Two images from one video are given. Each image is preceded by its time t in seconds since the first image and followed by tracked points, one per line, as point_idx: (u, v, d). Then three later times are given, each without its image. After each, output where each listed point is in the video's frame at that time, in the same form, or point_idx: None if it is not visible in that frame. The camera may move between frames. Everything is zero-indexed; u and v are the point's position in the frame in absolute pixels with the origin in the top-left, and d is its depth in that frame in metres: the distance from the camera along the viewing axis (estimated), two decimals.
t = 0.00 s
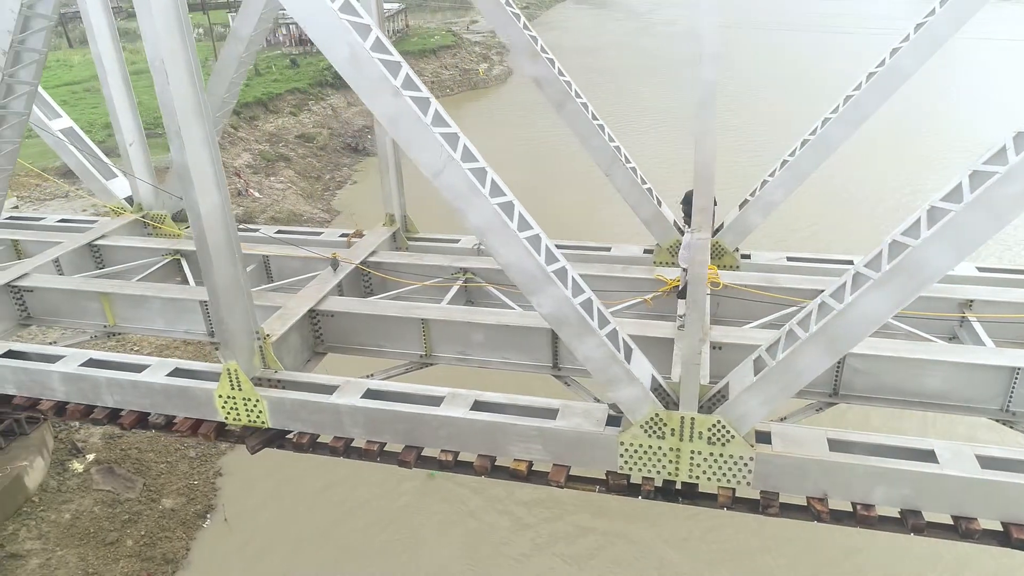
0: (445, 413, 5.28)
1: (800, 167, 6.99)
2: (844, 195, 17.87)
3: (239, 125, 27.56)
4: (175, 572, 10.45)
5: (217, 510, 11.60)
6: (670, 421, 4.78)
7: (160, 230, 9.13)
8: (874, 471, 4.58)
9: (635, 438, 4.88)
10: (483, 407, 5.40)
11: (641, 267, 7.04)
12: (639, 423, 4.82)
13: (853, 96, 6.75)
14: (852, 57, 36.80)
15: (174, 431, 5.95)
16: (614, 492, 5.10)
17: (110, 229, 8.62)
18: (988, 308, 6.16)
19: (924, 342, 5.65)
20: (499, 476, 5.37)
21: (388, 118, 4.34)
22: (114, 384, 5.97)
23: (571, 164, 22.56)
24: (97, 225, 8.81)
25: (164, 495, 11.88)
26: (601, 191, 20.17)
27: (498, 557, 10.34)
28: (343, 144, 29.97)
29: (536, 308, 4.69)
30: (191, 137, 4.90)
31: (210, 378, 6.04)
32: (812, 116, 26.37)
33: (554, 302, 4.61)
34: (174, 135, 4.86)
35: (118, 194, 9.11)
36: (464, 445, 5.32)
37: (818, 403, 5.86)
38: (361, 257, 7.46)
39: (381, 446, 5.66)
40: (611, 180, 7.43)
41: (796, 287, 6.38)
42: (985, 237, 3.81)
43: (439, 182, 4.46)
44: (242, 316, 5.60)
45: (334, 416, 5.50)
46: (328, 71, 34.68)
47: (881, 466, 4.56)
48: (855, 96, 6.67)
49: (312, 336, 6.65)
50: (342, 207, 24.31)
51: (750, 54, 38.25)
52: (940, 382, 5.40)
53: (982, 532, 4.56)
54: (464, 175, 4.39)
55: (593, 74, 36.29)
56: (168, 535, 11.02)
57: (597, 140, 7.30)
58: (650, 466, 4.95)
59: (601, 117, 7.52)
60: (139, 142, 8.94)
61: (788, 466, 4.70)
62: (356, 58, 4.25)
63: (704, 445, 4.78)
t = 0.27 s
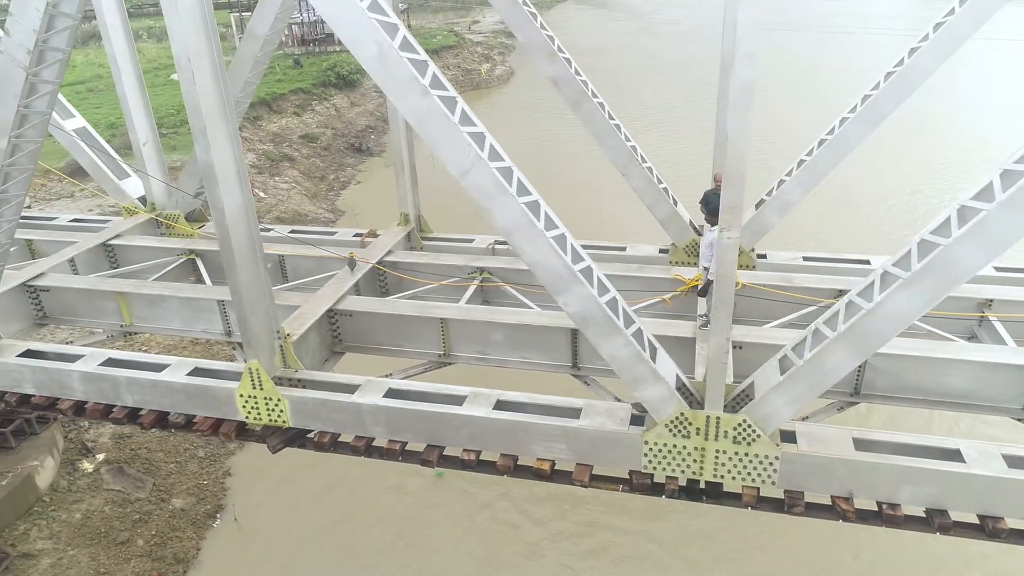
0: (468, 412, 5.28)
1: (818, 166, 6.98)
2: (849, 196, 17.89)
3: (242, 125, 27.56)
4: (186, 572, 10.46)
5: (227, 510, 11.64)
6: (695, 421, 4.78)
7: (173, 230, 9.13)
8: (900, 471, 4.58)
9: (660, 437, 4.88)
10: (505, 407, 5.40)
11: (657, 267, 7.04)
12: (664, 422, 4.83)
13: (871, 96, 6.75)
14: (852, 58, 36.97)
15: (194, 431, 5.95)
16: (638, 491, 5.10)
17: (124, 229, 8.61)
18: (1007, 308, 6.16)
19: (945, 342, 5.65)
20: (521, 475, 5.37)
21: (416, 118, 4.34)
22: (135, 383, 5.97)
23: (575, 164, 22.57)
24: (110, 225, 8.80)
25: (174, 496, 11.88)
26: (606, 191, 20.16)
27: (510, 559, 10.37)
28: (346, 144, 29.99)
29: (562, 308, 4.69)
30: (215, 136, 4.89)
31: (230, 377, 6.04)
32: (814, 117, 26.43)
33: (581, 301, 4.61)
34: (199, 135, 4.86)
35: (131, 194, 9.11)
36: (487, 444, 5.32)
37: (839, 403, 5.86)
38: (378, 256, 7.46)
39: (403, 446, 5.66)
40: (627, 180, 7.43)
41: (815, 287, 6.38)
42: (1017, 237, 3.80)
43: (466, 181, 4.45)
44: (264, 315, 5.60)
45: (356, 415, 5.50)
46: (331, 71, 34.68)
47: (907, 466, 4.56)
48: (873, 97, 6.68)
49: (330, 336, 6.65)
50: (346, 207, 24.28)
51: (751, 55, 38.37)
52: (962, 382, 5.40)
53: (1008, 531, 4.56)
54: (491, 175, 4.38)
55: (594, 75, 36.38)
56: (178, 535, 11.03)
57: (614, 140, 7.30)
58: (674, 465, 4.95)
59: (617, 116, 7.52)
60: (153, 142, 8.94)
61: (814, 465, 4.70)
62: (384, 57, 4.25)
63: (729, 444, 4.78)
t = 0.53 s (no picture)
0: (492, 411, 5.28)
1: (835, 166, 6.97)
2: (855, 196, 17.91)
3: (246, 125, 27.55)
4: (198, 572, 10.46)
5: (237, 510, 11.63)
6: (722, 419, 4.78)
7: (186, 229, 9.11)
8: (928, 470, 4.57)
9: (686, 436, 4.89)
10: (528, 406, 5.40)
11: (674, 267, 7.03)
12: (690, 421, 4.82)
13: (890, 95, 6.75)
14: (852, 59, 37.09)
15: (215, 430, 5.95)
16: (663, 490, 5.10)
17: (138, 229, 8.61)
18: None
19: (966, 340, 5.64)
20: (545, 474, 5.37)
21: (444, 116, 4.34)
22: (155, 383, 5.96)
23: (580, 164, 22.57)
24: (124, 225, 8.79)
25: (184, 495, 11.87)
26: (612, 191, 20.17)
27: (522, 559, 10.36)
28: (350, 144, 30.00)
29: (588, 306, 4.69)
30: (238, 135, 4.89)
31: (250, 376, 6.03)
32: (817, 117, 26.49)
33: (607, 300, 4.60)
34: (224, 133, 4.85)
35: (145, 193, 9.10)
36: (511, 444, 5.31)
37: (861, 402, 5.84)
38: (395, 256, 7.46)
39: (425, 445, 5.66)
40: (643, 179, 7.43)
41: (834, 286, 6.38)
42: None
43: (494, 180, 4.45)
44: (285, 314, 5.59)
45: (379, 414, 5.50)
46: (333, 71, 34.67)
47: (934, 465, 4.56)
48: (891, 96, 6.68)
49: (348, 335, 6.64)
50: (351, 207, 24.24)
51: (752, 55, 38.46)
52: (985, 380, 5.39)
53: None
54: (519, 173, 4.38)
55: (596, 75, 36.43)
56: (189, 534, 11.02)
57: (630, 139, 7.30)
58: (699, 464, 4.95)
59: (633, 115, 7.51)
60: (166, 141, 8.93)
61: (840, 464, 4.70)
62: (413, 55, 4.24)
63: (755, 443, 4.79)
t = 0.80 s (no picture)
0: (520, 411, 5.27)
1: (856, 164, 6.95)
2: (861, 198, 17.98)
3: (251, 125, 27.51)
4: (211, 572, 10.46)
5: (249, 509, 11.63)
6: (753, 419, 4.78)
7: (202, 228, 9.10)
8: (961, 468, 4.56)
9: (716, 435, 4.88)
10: (555, 405, 5.39)
11: (695, 266, 7.03)
12: (721, 420, 4.82)
13: (912, 95, 6.70)
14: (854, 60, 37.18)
15: (239, 430, 5.94)
16: (692, 490, 5.09)
17: (154, 228, 8.60)
18: None
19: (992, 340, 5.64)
20: (572, 474, 5.36)
21: (478, 114, 4.32)
22: (179, 382, 5.95)
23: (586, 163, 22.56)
24: (140, 224, 8.78)
25: (196, 495, 11.86)
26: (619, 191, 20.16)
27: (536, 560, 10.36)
28: (354, 144, 30.02)
29: (619, 305, 4.67)
30: (267, 133, 4.87)
31: (274, 376, 6.02)
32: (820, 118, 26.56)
33: (639, 299, 4.59)
34: (253, 132, 4.84)
35: (161, 193, 9.09)
36: (538, 443, 5.31)
37: (887, 402, 5.84)
38: (415, 255, 7.45)
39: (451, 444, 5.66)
40: (663, 178, 7.41)
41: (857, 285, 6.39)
42: None
43: (527, 178, 4.44)
44: (311, 314, 5.58)
45: (405, 414, 5.50)
46: (336, 70, 34.63)
47: (967, 464, 4.55)
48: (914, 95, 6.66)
49: (370, 334, 6.64)
50: (357, 207, 24.23)
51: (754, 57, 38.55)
52: (1012, 380, 5.39)
53: None
54: (552, 172, 4.36)
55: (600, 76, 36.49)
56: (202, 534, 11.01)
57: (650, 139, 7.28)
58: (729, 463, 4.95)
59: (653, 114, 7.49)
60: (182, 140, 8.91)
61: (872, 464, 4.70)
62: (447, 54, 4.22)
63: (786, 443, 4.78)
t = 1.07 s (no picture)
0: (547, 411, 5.26)
1: (878, 163, 6.92)
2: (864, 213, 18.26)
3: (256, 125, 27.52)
4: (225, 572, 10.46)
5: (261, 510, 11.63)
6: (784, 419, 4.76)
7: (218, 228, 9.08)
8: (994, 469, 4.54)
9: (746, 435, 4.87)
10: (582, 405, 5.38)
11: (715, 266, 7.01)
12: (752, 421, 4.80)
13: (935, 94, 6.70)
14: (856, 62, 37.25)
15: (264, 430, 5.93)
16: (721, 490, 5.08)
17: (171, 229, 8.58)
18: None
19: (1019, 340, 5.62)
20: (599, 474, 5.34)
21: (511, 114, 4.31)
22: (203, 382, 5.93)
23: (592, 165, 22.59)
24: (156, 224, 8.77)
25: (207, 495, 11.85)
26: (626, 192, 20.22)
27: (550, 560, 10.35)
28: (359, 145, 30.01)
29: (650, 305, 4.66)
30: (296, 133, 4.86)
31: (298, 376, 6.01)
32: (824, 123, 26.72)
33: (671, 298, 4.58)
34: (284, 131, 4.84)
35: (176, 193, 9.07)
36: (566, 444, 5.29)
37: (913, 402, 5.80)
38: (434, 255, 7.44)
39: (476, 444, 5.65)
40: (683, 178, 7.39)
41: (880, 285, 6.40)
42: None
43: (560, 178, 4.43)
44: (337, 314, 5.56)
45: (431, 414, 5.48)
46: (341, 69, 34.73)
47: (1000, 465, 4.53)
48: (938, 94, 6.63)
49: (392, 334, 6.62)
50: (363, 207, 24.19)
51: (757, 58, 38.60)
52: None
53: None
54: (585, 171, 4.35)
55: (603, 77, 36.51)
56: (214, 534, 11.02)
57: (670, 138, 7.26)
58: (759, 463, 4.93)
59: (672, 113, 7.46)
60: (197, 140, 8.89)
61: (903, 464, 4.68)
62: (481, 53, 4.21)
63: (817, 443, 4.77)
